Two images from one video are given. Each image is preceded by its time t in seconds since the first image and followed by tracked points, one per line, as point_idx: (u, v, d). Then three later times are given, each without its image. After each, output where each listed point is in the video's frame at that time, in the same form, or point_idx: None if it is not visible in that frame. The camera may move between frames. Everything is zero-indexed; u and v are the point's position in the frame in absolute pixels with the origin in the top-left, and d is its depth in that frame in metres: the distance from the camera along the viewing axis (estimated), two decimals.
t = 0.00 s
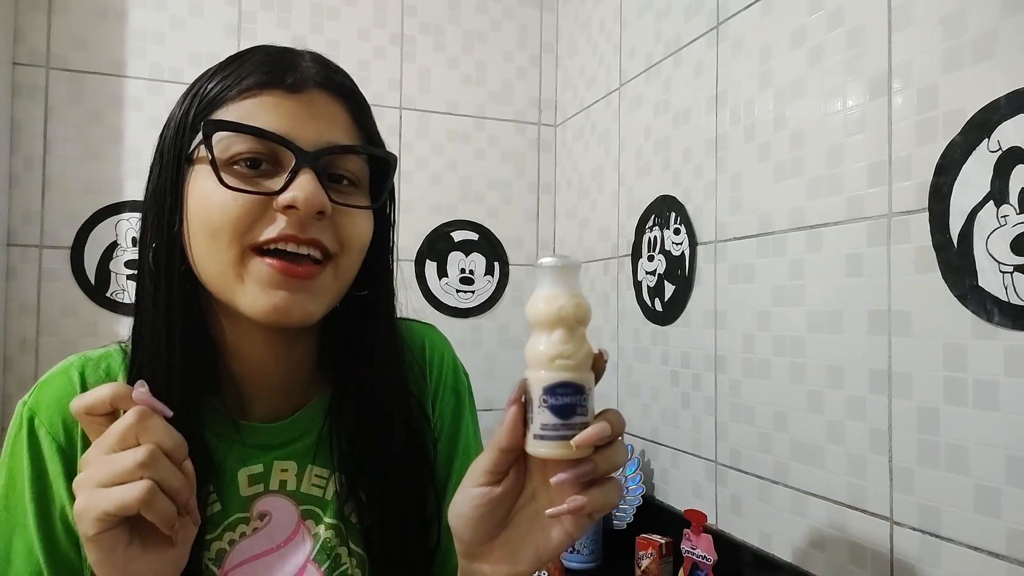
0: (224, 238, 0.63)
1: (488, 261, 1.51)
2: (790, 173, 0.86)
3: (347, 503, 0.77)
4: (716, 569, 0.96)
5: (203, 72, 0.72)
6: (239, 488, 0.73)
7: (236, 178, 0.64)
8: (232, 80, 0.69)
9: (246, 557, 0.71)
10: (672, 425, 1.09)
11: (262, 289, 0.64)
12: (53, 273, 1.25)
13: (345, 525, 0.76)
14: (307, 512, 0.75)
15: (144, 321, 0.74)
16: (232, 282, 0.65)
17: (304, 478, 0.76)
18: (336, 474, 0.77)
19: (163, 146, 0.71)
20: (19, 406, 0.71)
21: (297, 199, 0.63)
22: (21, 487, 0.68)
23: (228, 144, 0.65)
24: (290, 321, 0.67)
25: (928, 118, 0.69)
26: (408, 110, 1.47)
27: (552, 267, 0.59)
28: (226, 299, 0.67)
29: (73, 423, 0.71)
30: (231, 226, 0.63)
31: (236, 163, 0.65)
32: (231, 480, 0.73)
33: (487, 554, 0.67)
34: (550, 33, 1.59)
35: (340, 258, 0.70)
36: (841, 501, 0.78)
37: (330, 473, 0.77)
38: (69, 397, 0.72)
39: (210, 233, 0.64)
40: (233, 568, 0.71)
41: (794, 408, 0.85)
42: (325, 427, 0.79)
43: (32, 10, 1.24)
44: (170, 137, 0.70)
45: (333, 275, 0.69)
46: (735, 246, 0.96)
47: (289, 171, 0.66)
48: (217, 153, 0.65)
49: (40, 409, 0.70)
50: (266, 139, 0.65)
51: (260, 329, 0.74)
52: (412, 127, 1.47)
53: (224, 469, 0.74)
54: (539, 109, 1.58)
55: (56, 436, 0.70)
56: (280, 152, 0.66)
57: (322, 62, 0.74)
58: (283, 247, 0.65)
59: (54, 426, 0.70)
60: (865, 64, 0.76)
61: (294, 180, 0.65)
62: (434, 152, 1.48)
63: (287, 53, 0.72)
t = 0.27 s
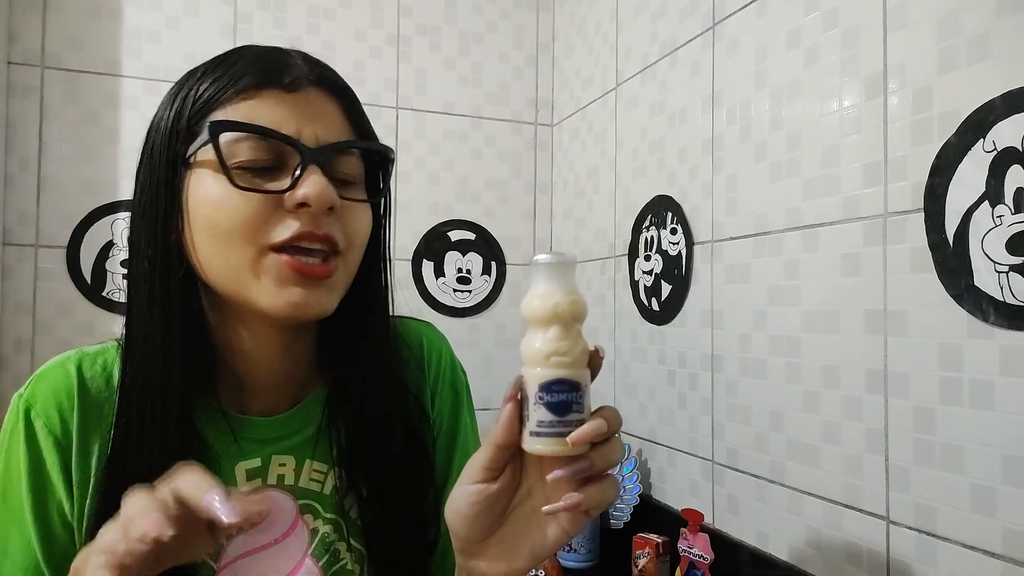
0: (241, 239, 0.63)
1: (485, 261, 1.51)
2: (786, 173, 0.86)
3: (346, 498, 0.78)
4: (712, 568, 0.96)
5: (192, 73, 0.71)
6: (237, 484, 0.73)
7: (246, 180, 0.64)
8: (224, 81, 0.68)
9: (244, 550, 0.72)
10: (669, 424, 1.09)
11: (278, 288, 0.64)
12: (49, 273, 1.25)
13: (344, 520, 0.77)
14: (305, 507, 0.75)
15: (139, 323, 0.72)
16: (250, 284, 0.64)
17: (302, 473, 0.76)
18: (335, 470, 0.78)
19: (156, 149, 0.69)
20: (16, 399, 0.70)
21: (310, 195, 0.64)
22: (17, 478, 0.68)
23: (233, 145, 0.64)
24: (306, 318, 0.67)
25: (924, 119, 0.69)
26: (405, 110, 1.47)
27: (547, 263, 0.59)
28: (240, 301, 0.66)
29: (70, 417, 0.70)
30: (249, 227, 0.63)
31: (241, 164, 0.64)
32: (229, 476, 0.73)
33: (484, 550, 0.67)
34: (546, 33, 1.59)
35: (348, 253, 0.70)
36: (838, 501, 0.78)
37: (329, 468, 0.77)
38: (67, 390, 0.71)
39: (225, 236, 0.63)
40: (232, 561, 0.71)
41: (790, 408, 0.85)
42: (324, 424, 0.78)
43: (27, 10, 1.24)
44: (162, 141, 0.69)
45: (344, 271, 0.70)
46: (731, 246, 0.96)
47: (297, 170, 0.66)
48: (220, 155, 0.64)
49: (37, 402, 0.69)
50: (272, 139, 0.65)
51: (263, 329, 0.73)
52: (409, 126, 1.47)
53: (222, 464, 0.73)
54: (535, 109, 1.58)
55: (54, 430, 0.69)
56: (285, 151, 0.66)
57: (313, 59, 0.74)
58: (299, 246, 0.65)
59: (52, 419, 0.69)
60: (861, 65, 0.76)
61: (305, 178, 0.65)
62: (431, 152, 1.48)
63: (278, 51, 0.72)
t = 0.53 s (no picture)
0: (226, 245, 0.63)
1: (485, 262, 1.51)
2: (786, 174, 0.87)
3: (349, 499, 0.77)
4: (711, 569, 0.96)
5: (173, 77, 0.70)
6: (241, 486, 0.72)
7: (228, 185, 0.63)
8: (206, 82, 0.67)
9: (250, 554, 0.71)
10: (668, 425, 1.09)
11: (268, 291, 0.64)
12: (48, 273, 1.25)
13: (348, 522, 0.76)
14: (310, 509, 0.74)
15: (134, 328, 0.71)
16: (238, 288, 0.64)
17: (306, 475, 0.75)
18: (339, 471, 0.77)
19: (144, 155, 0.69)
20: (18, 401, 0.70)
21: (293, 196, 0.63)
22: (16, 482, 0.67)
23: (214, 151, 0.63)
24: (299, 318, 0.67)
25: (924, 120, 0.69)
26: (405, 110, 1.47)
27: (545, 251, 0.59)
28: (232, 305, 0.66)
29: (76, 417, 0.71)
30: (232, 232, 0.62)
31: (223, 170, 0.64)
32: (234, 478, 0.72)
33: (490, 535, 0.67)
34: (546, 33, 1.59)
35: (342, 251, 0.69)
36: (837, 502, 0.78)
37: (333, 469, 0.77)
38: (72, 391, 0.71)
39: (210, 242, 0.63)
40: (238, 566, 0.70)
41: (790, 408, 0.85)
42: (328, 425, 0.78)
43: (27, 10, 1.24)
44: (150, 146, 0.68)
45: (336, 268, 0.69)
46: (731, 247, 0.96)
47: (280, 171, 0.65)
48: (202, 162, 0.64)
49: (42, 403, 0.69)
50: (252, 142, 0.64)
51: (260, 331, 0.73)
52: (409, 127, 1.47)
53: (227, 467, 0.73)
54: (535, 109, 1.58)
55: (60, 430, 0.69)
56: (267, 153, 0.65)
57: (293, 53, 0.72)
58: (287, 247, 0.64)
59: (58, 420, 0.69)
60: (861, 66, 0.77)
61: (287, 179, 0.64)
62: (431, 152, 1.48)
63: (256, 49, 0.70)
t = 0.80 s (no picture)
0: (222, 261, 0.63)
1: (486, 262, 1.51)
2: (788, 175, 0.87)
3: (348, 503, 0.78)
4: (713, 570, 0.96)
5: (180, 76, 0.69)
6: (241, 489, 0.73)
7: (227, 201, 0.63)
8: (210, 87, 0.66)
9: (250, 556, 0.71)
10: (669, 426, 1.09)
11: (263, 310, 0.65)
12: (50, 273, 1.25)
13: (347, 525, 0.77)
14: (309, 512, 0.75)
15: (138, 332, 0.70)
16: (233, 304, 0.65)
17: (305, 477, 0.76)
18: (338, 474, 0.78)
19: (149, 153, 0.68)
20: (17, 404, 0.70)
21: (290, 221, 0.63)
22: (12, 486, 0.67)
23: (214, 163, 0.63)
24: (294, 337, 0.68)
25: (925, 121, 0.69)
26: (406, 111, 1.47)
27: (542, 250, 0.59)
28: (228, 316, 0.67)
29: (76, 421, 0.71)
30: (228, 251, 0.63)
31: (222, 183, 0.63)
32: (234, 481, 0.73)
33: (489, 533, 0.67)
34: (547, 34, 1.59)
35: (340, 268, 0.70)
36: (838, 503, 0.78)
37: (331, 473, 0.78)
38: (72, 395, 0.71)
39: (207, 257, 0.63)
40: (238, 569, 0.71)
41: (791, 410, 0.85)
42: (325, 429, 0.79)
43: (28, 10, 1.24)
44: (152, 148, 0.68)
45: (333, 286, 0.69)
46: (732, 248, 0.96)
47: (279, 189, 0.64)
48: (202, 174, 0.63)
49: (42, 407, 0.69)
50: (253, 158, 0.63)
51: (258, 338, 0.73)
52: (410, 127, 1.47)
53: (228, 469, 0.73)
54: (536, 110, 1.58)
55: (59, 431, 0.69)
56: (268, 170, 0.64)
57: (301, 61, 0.70)
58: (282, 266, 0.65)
59: (58, 424, 0.69)
60: (863, 67, 0.77)
61: (285, 199, 0.63)
62: (432, 153, 1.48)
63: (264, 53, 0.70)
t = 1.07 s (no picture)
0: (215, 276, 0.64)
1: (486, 263, 1.51)
2: (788, 177, 0.87)
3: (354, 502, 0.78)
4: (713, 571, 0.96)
5: (172, 86, 0.69)
6: (253, 487, 0.74)
7: (217, 216, 0.64)
8: (197, 99, 0.66)
9: (262, 554, 0.73)
10: (670, 428, 1.09)
11: (258, 322, 0.65)
12: (50, 274, 1.25)
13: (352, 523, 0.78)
14: (319, 510, 0.76)
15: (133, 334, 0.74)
16: (228, 316, 0.66)
17: (315, 477, 0.77)
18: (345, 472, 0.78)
19: (144, 163, 0.70)
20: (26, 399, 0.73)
21: (281, 236, 0.63)
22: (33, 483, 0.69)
23: (202, 180, 0.63)
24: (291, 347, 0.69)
25: (926, 123, 0.69)
26: (406, 112, 1.47)
27: (540, 250, 0.60)
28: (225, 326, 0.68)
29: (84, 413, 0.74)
30: (220, 266, 0.64)
31: (212, 199, 0.64)
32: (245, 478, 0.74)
33: (481, 529, 0.67)
34: (548, 36, 1.59)
35: (336, 277, 0.70)
36: (838, 505, 0.78)
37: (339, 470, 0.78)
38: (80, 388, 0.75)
39: (201, 271, 0.64)
40: (252, 565, 0.73)
41: (791, 411, 0.85)
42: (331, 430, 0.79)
43: (30, 12, 1.24)
44: (146, 158, 0.69)
45: (328, 295, 0.70)
46: (732, 250, 0.96)
47: (268, 203, 0.64)
48: (193, 190, 0.64)
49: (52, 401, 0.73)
50: (240, 173, 0.63)
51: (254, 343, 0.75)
52: (410, 129, 1.47)
53: (237, 468, 0.75)
54: (537, 111, 1.58)
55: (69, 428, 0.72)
56: (256, 184, 0.64)
57: (289, 66, 0.70)
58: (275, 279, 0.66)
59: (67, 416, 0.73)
60: (863, 68, 0.77)
61: (274, 214, 0.64)
62: (432, 154, 1.48)
63: (251, 60, 0.69)
